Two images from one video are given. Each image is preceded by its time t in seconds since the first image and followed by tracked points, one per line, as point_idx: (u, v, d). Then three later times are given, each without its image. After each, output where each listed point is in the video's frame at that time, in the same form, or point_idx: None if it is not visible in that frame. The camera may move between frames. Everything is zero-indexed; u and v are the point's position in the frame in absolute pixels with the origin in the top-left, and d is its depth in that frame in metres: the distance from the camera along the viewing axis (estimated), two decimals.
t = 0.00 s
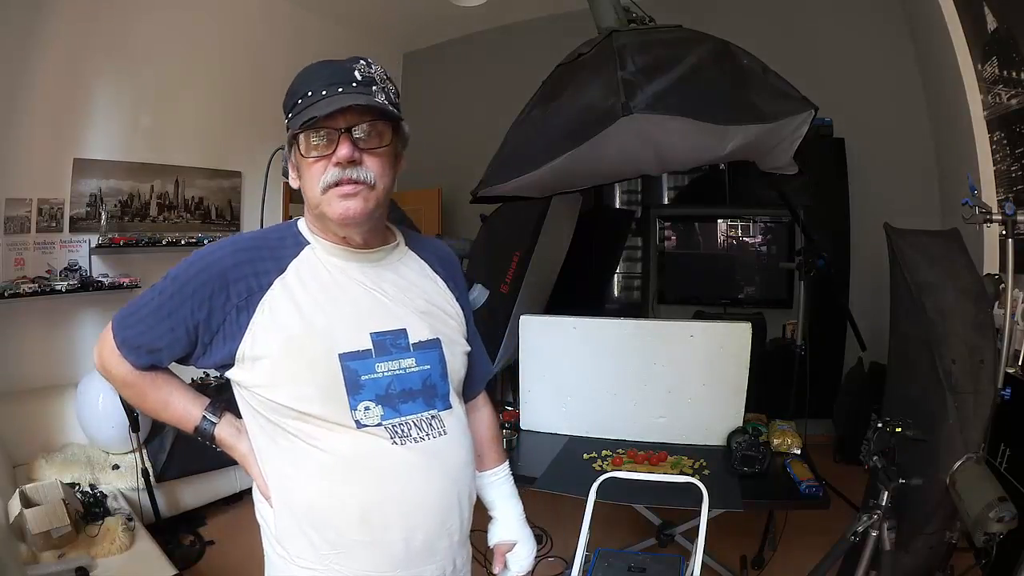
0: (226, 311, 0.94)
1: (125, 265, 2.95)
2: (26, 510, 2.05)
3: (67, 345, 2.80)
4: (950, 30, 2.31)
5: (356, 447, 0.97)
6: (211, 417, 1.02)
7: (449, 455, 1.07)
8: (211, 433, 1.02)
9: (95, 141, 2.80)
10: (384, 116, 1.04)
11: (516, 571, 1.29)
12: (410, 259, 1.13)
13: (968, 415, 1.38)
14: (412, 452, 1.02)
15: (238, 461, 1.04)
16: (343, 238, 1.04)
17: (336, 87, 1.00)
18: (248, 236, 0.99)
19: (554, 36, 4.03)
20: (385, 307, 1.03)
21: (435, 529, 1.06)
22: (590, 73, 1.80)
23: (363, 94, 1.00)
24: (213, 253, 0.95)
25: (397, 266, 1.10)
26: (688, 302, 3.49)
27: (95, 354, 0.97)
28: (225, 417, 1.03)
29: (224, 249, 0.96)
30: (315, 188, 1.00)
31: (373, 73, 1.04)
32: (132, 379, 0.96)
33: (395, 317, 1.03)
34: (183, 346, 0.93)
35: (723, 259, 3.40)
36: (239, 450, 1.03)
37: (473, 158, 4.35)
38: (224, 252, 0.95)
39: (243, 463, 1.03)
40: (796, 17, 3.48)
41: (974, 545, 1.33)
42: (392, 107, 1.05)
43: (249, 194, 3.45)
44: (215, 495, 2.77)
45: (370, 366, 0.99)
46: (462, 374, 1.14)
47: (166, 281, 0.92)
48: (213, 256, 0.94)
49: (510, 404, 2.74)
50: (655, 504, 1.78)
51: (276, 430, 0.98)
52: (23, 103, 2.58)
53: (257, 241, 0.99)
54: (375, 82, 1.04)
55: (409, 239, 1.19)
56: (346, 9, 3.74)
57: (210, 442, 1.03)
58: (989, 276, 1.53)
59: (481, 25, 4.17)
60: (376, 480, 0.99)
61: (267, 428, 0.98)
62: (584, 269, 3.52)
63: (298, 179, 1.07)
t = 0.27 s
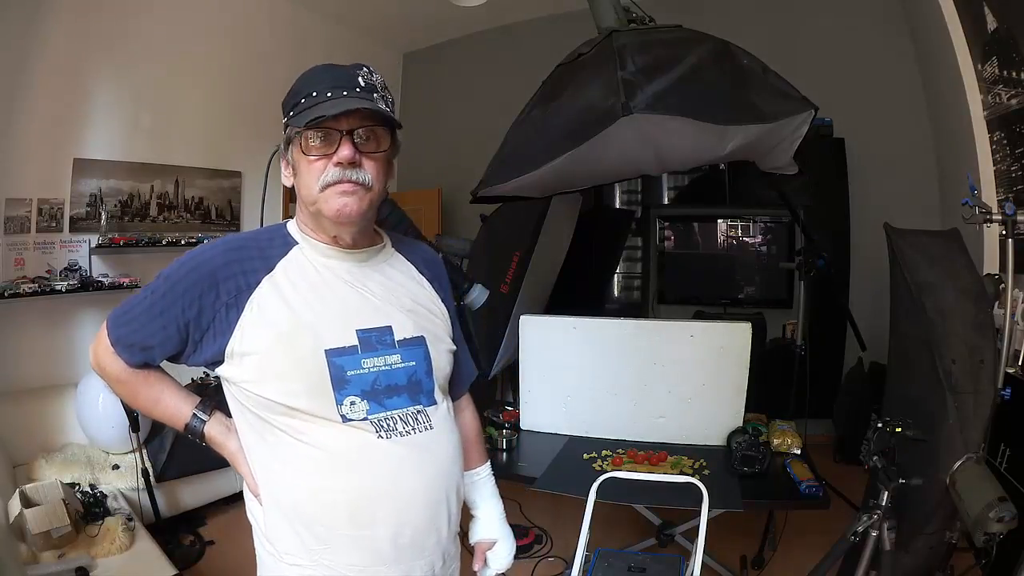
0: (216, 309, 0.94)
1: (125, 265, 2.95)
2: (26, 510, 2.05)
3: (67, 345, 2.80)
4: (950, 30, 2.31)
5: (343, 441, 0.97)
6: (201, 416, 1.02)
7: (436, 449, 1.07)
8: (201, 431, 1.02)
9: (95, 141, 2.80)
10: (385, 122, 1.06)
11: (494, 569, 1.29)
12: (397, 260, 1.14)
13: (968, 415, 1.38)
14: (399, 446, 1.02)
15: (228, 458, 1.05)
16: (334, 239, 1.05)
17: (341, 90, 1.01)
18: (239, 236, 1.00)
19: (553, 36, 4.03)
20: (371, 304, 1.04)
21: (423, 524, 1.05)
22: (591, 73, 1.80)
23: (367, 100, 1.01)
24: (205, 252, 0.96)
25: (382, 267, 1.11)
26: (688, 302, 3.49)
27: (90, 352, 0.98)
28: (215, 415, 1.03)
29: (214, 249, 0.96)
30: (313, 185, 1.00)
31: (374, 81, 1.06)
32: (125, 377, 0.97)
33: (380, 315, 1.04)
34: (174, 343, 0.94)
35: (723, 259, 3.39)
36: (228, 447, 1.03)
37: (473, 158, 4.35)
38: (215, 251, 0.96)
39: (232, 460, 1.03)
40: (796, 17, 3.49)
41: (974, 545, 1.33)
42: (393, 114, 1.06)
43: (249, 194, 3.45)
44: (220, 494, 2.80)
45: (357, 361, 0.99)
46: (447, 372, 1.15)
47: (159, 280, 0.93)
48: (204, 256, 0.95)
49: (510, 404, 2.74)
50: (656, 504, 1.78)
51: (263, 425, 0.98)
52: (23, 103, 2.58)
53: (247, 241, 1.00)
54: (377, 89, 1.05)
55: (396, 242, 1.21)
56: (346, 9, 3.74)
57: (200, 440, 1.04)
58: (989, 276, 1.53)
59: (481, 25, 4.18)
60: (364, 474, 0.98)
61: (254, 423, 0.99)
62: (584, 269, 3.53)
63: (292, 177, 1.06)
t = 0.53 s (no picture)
0: (215, 308, 0.94)
1: (125, 265, 2.95)
2: (26, 510, 2.05)
3: (66, 345, 2.80)
4: (950, 30, 2.31)
5: (342, 436, 0.98)
6: (199, 415, 1.02)
7: (432, 444, 1.08)
8: (199, 430, 1.02)
9: (95, 141, 2.80)
10: (384, 125, 1.07)
11: (519, 562, 1.21)
12: (389, 262, 1.14)
13: (968, 415, 1.38)
14: (397, 440, 1.03)
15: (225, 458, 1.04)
16: (337, 241, 1.05)
17: (340, 95, 1.01)
18: (237, 237, 1.00)
19: (553, 36, 4.03)
20: (367, 303, 1.04)
21: (422, 518, 1.06)
22: (591, 73, 1.80)
23: (367, 104, 1.02)
24: (203, 251, 0.96)
25: (376, 267, 1.10)
26: (688, 302, 3.45)
27: (86, 351, 0.98)
28: (213, 415, 1.04)
29: (212, 249, 0.97)
30: (319, 191, 1.00)
31: (368, 85, 1.07)
32: (123, 377, 0.97)
33: (376, 314, 1.04)
34: (172, 342, 0.94)
35: (723, 259, 3.38)
36: (226, 445, 1.03)
37: (473, 158, 4.35)
38: (213, 251, 0.96)
39: (230, 460, 1.03)
40: (796, 17, 3.48)
41: (974, 544, 1.33)
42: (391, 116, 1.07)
43: (249, 194, 3.45)
44: (221, 494, 2.80)
45: (354, 360, 0.99)
46: (441, 370, 1.15)
47: (156, 279, 0.93)
48: (202, 255, 0.95)
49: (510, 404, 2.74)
50: (656, 504, 1.78)
51: (261, 422, 0.98)
52: (23, 103, 2.58)
53: (245, 241, 1.00)
54: (372, 92, 1.06)
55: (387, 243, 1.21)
56: (346, 9, 3.74)
57: (198, 440, 1.04)
58: (989, 276, 1.53)
59: (481, 25, 4.18)
60: (363, 468, 0.99)
61: (252, 420, 0.99)
62: (583, 269, 3.53)
63: (291, 183, 1.05)
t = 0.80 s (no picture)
0: (219, 312, 0.94)
1: (125, 265, 2.95)
2: (26, 510, 2.05)
3: (67, 345, 2.80)
4: (950, 30, 2.31)
5: (353, 429, 1.01)
6: (202, 416, 1.04)
7: (436, 436, 1.11)
8: (203, 432, 1.04)
9: (95, 141, 2.80)
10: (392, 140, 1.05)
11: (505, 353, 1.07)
12: (384, 258, 1.14)
13: (968, 415, 1.38)
14: (405, 431, 1.06)
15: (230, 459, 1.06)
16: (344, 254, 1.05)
17: (354, 115, 0.99)
18: (238, 239, 0.99)
19: (553, 36, 4.03)
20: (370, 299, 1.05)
21: (428, 509, 1.09)
22: (591, 73, 1.80)
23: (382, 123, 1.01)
24: (204, 254, 0.95)
25: (374, 263, 1.11)
26: (688, 301, 3.45)
27: (83, 357, 0.97)
28: (216, 415, 1.05)
29: (214, 252, 0.96)
30: (339, 216, 0.97)
31: (374, 96, 1.05)
32: (124, 382, 0.97)
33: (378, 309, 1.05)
34: (175, 347, 0.94)
35: (723, 259, 3.38)
36: (232, 446, 1.04)
37: (473, 158, 4.35)
38: (214, 254, 0.95)
39: (234, 460, 1.04)
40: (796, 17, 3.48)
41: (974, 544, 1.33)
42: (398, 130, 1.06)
43: (249, 194, 3.45)
44: (219, 495, 2.79)
45: (361, 356, 1.01)
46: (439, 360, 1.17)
47: (158, 283, 0.93)
48: (203, 258, 0.95)
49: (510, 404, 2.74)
50: (655, 504, 1.78)
51: (270, 420, 0.99)
52: (23, 103, 2.58)
53: (248, 244, 0.99)
54: (377, 104, 1.04)
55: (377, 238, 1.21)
56: (346, 9, 3.74)
57: (202, 440, 1.05)
58: (989, 276, 1.53)
59: (481, 25, 4.17)
60: (373, 461, 1.02)
61: (260, 418, 1.00)
62: (583, 269, 3.53)
63: (298, 201, 0.99)
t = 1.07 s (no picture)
0: (213, 319, 0.95)
1: (125, 265, 2.95)
2: (26, 510, 2.05)
3: (66, 345, 2.80)
4: (950, 30, 2.31)
5: (349, 428, 1.00)
6: (203, 418, 1.04)
7: (435, 433, 1.10)
8: (205, 434, 1.05)
9: (95, 141, 2.81)
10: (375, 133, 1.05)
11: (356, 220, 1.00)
12: (379, 256, 1.14)
13: (968, 415, 1.38)
14: (402, 429, 1.05)
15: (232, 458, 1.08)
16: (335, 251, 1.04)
17: (333, 108, 0.99)
18: (231, 246, 0.99)
19: (554, 36, 4.03)
20: (366, 296, 1.05)
21: (428, 505, 1.08)
22: (591, 73, 1.80)
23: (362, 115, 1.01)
24: (198, 261, 0.95)
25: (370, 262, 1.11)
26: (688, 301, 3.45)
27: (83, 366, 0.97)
28: (216, 416, 1.06)
29: (206, 259, 0.96)
30: (323, 207, 0.97)
31: (353, 92, 1.06)
32: (124, 390, 0.97)
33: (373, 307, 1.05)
34: (172, 355, 0.94)
35: (723, 259, 3.38)
36: (232, 446, 1.07)
37: (473, 158, 4.35)
38: (209, 261, 0.95)
39: (236, 459, 1.07)
40: (797, 16, 3.48)
41: (974, 544, 1.33)
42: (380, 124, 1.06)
43: (249, 194, 3.45)
44: (219, 494, 2.79)
45: (354, 355, 1.00)
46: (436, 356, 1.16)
47: (153, 293, 0.92)
48: (198, 265, 0.95)
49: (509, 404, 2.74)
50: (655, 504, 1.78)
51: (267, 421, 1.00)
52: (23, 103, 2.58)
53: (237, 251, 0.99)
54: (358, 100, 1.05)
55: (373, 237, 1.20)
56: (346, 9, 3.74)
57: (203, 442, 1.06)
58: (989, 276, 1.53)
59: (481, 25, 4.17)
60: (370, 459, 1.02)
61: (259, 421, 1.01)
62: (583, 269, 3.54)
63: (284, 198, 1.00)
